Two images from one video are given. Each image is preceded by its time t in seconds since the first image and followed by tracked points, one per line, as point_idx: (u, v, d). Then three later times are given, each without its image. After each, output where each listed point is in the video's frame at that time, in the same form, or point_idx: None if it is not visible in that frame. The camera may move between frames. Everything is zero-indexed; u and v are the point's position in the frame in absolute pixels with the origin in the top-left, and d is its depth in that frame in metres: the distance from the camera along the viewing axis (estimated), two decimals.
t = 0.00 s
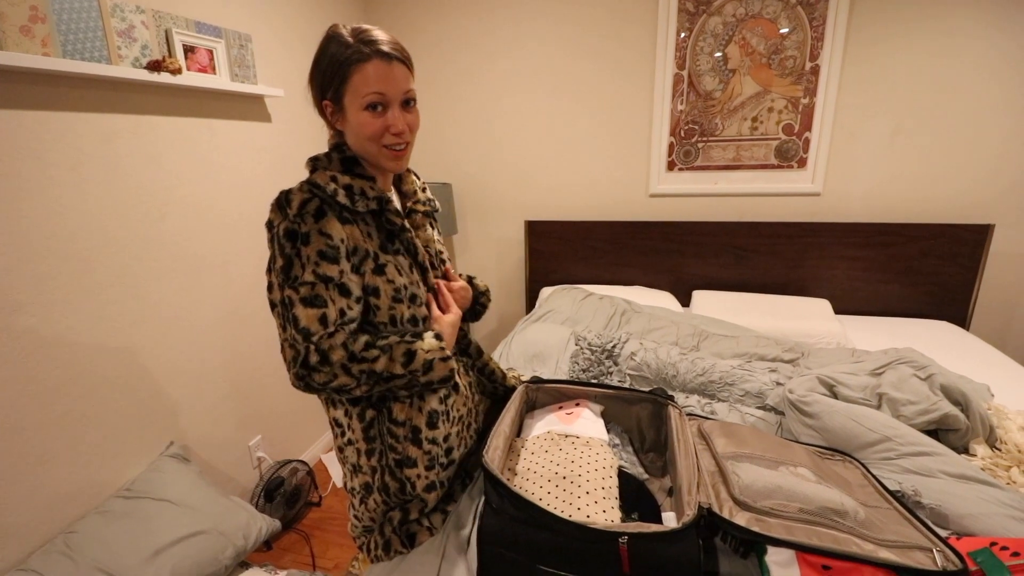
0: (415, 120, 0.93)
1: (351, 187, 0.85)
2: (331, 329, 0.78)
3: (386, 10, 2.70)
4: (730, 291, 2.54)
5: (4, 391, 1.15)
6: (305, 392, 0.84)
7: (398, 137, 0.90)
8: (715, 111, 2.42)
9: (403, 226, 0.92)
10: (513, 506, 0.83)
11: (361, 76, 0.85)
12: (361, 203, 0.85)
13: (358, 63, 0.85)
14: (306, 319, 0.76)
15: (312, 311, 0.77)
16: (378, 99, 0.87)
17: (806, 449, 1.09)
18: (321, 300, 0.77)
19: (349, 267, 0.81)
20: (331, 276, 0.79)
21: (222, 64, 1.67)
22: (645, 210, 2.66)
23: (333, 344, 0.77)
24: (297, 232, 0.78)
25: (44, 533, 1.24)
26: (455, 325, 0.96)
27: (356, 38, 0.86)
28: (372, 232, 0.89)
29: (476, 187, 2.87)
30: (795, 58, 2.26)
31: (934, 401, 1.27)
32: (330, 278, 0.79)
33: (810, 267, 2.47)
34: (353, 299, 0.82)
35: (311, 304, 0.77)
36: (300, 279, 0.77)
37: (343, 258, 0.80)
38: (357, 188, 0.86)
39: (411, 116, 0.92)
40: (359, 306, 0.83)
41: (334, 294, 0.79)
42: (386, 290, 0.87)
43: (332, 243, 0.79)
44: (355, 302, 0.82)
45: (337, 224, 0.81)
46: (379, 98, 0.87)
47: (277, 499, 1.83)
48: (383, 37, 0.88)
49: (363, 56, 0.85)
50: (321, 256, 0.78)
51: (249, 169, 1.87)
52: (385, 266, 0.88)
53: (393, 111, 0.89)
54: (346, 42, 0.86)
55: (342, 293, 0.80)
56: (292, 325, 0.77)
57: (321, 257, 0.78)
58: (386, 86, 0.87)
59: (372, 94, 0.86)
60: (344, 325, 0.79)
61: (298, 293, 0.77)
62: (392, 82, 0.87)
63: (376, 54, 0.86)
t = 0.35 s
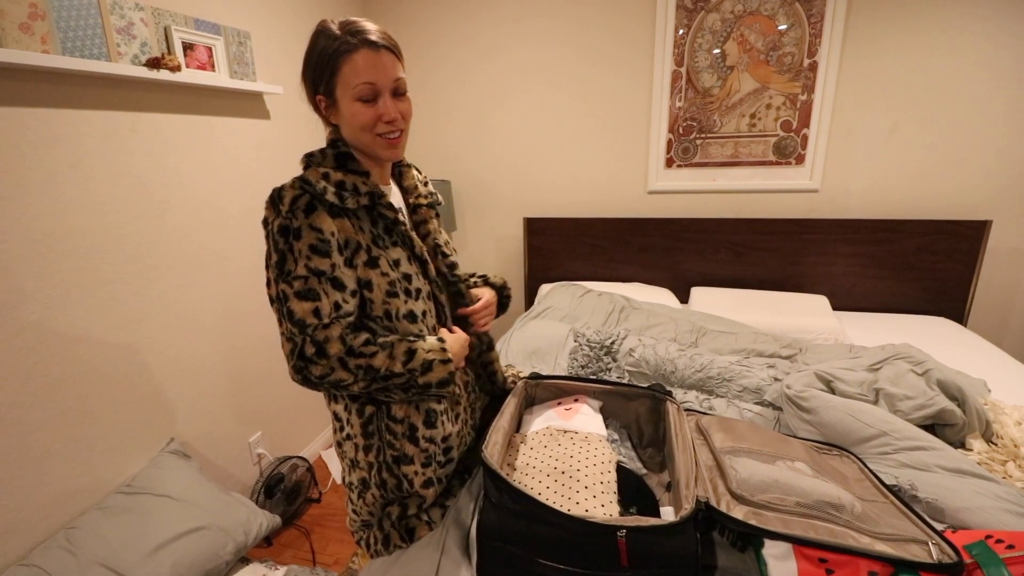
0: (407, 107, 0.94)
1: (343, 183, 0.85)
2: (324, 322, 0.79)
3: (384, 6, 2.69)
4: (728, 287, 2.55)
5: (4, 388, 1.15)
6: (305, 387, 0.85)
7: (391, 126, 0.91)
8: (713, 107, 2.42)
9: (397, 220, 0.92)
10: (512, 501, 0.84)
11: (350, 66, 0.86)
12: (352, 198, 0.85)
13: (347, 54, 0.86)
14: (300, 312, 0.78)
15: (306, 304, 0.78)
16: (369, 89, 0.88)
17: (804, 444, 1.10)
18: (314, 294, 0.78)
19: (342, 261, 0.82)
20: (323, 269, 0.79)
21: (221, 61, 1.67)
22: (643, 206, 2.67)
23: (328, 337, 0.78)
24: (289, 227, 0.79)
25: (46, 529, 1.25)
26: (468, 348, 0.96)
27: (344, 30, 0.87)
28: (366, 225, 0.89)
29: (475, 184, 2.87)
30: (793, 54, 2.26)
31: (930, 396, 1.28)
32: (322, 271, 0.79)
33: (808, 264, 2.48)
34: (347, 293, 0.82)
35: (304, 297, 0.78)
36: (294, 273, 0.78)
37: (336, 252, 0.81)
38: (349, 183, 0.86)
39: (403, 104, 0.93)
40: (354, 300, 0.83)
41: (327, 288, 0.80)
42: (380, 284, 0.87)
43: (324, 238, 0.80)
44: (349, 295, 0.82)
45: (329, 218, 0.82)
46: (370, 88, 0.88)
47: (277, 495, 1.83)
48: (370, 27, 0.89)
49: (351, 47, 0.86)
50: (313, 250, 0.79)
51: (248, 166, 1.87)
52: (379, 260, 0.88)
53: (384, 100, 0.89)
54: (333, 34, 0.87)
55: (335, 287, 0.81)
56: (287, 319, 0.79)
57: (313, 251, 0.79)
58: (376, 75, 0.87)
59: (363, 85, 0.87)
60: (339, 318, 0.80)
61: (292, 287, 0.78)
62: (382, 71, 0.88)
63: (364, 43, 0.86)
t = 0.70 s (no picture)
0: (408, 111, 0.96)
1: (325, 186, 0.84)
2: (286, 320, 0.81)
3: (383, 9, 2.70)
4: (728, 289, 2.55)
5: (6, 392, 1.15)
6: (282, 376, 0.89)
7: (392, 130, 0.93)
8: (712, 109, 2.42)
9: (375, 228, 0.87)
10: (514, 502, 0.84)
11: (350, 73, 0.89)
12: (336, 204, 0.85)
13: (347, 62, 0.89)
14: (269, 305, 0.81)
15: (274, 299, 0.80)
16: (368, 95, 0.90)
17: (805, 445, 1.10)
18: (282, 291, 0.80)
19: (315, 264, 0.83)
20: (294, 269, 0.81)
21: (222, 65, 1.67)
22: (643, 209, 2.67)
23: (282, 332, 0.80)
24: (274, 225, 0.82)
25: (47, 533, 1.25)
26: (411, 384, 0.82)
27: (342, 38, 0.90)
28: (347, 231, 0.87)
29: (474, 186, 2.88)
30: (791, 57, 2.27)
31: (931, 396, 1.28)
32: (294, 271, 0.81)
33: (808, 265, 2.48)
34: (314, 296, 0.82)
35: (275, 292, 0.80)
36: (272, 269, 0.81)
37: (308, 254, 0.82)
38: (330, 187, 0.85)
39: (403, 109, 0.95)
40: (323, 304, 0.83)
41: (297, 288, 0.81)
42: (347, 293, 0.85)
43: (299, 239, 0.82)
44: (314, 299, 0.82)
45: (309, 220, 0.84)
46: (369, 94, 0.90)
47: (278, 498, 1.83)
48: (371, 35, 0.92)
49: (350, 55, 0.89)
50: (289, 249, 0.81)
51: (248, 169, 1.87)
52: (351, 269, 0.86)
53: (383, 105, 0.92)
54: (332, 43, 0.90)
55: (304, 288, 0.82)
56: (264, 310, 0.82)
57: (288, 250, 0.81)
58: (374, 81, 0.90)
59: (362, 91, 0.90)
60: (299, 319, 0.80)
61: (267, 280, 0.81)
62: (380, 77, 0.90)
63: (362, 50, 0.89)
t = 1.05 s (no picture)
0: (416, 118, 0.97)
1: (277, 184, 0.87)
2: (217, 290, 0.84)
3: (385, 14, 2.71)
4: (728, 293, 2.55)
5: (6, 397, 1.15)
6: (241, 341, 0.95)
7: (398, 136, 0.94)
8: (712, 114, 2.43)
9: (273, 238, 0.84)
10: (515, 508, 0.84)
11: (361, 79, 0.90)
12: (299, 201, 0.88)
13: (358, 67, 0.89)
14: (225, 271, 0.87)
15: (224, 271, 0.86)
16: (378, 101, 0.91)
17: (806, 450, 1.10)
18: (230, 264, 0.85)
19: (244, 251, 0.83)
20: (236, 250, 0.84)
21: (224, 69, 1.68)
22: (643, 213, 2.68)
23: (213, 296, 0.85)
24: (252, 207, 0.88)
25: (46, 539, 1.24)
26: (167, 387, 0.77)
27: (354, 44, 0.90)
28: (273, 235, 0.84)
29: (475, 190, 2.88)
30: (791, 62, 2.28)
31: (932, 401, 1.28)
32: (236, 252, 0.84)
33: (808, 269, 2.49)
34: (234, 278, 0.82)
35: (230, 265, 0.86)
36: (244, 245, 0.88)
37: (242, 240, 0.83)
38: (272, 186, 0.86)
39: (411, 115, 0.96)
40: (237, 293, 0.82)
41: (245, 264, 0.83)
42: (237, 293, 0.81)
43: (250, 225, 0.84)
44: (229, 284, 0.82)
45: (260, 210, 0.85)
46: (378, 100, 0.91)
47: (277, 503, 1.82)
48: (381, 41, 0.92)
49: (361, 60, 0.89)
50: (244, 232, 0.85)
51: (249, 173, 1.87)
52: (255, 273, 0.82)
53: (392, 111, 0.93)
54: (344, 47, 0.90)
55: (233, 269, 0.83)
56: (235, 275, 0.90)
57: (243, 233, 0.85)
58: (384, 88, 0.91)
59: (371, 97, 0.91)
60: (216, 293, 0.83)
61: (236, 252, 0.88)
62: (390, 84, 0.91)
63: (373, 57, 0.90)
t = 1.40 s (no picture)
0: (417, 118, 0.96)
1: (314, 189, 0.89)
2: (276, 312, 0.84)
3: (388, 15, 2.71)
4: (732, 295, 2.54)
5: (10, 396, 1.15)
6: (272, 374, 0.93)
7: (400, 136, 0.94)
8: (716, 115, 2.42)
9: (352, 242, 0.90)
10: (519, 510, 0.83)
11: (361, 78, 0.90)
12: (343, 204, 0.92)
13: (359, 67, 0.90)
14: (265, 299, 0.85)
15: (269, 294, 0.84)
16: (379, 101, 0.91)
17: (810, 453, 1.09)
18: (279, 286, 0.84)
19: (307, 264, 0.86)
20: (288, 267, 0.84)
21: (227, 70, 1.68)
22: (646, 214, 2.67)
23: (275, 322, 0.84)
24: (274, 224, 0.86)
25: (48, 538, 1.25)
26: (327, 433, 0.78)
27: (355, 44, 0.90)
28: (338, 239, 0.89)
29: (478, 191, 2.88)
30: (796, 63, 2.27)
31: (938, 405, 1.27)
32: (289, 268, 0.84)
33: (812, 271, 2.47)
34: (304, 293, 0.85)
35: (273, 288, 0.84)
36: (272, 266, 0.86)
37: (301, 253, 0.85)
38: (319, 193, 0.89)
39: (412, 115, 0.95)
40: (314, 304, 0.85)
41: (293, 286, 0.84)
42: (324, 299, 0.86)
43: (295, 239, 0.85)
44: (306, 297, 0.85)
45: (303, 220, 0.87)
46: (380, 100, 0.91)
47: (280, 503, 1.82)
48: (383, 41, 0.92)
49: (362, 60, 0.89)
50: (287, 248, 0.85)
51: (253, 173, 1.87)
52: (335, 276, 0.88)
53: (393, 111, 0.93)
54: (346, 47, 0.90)
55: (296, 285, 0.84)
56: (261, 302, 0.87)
57: (286, 248, 0.85)
58: (385, 87, 0.90)
59: (373, 97, 0.91)
60: (287, 313, 0.83)
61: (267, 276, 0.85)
62: (391, 83, 0.91)
63: (374, 56, 0.90)
